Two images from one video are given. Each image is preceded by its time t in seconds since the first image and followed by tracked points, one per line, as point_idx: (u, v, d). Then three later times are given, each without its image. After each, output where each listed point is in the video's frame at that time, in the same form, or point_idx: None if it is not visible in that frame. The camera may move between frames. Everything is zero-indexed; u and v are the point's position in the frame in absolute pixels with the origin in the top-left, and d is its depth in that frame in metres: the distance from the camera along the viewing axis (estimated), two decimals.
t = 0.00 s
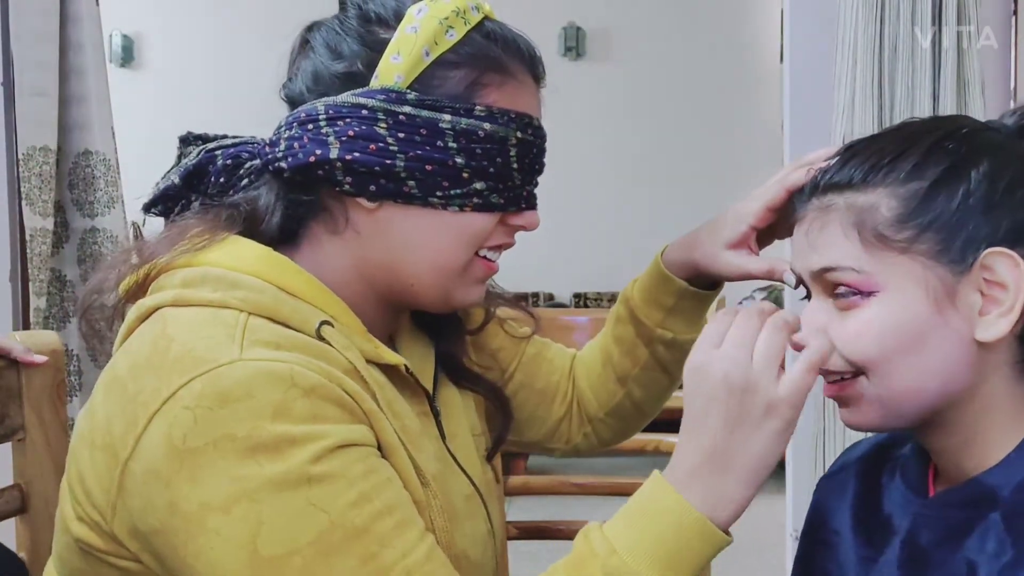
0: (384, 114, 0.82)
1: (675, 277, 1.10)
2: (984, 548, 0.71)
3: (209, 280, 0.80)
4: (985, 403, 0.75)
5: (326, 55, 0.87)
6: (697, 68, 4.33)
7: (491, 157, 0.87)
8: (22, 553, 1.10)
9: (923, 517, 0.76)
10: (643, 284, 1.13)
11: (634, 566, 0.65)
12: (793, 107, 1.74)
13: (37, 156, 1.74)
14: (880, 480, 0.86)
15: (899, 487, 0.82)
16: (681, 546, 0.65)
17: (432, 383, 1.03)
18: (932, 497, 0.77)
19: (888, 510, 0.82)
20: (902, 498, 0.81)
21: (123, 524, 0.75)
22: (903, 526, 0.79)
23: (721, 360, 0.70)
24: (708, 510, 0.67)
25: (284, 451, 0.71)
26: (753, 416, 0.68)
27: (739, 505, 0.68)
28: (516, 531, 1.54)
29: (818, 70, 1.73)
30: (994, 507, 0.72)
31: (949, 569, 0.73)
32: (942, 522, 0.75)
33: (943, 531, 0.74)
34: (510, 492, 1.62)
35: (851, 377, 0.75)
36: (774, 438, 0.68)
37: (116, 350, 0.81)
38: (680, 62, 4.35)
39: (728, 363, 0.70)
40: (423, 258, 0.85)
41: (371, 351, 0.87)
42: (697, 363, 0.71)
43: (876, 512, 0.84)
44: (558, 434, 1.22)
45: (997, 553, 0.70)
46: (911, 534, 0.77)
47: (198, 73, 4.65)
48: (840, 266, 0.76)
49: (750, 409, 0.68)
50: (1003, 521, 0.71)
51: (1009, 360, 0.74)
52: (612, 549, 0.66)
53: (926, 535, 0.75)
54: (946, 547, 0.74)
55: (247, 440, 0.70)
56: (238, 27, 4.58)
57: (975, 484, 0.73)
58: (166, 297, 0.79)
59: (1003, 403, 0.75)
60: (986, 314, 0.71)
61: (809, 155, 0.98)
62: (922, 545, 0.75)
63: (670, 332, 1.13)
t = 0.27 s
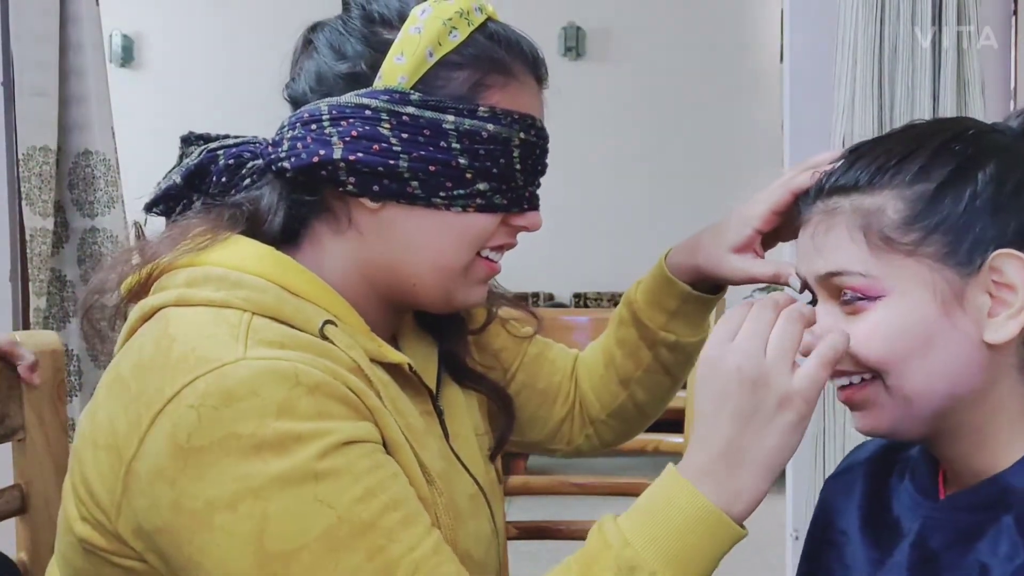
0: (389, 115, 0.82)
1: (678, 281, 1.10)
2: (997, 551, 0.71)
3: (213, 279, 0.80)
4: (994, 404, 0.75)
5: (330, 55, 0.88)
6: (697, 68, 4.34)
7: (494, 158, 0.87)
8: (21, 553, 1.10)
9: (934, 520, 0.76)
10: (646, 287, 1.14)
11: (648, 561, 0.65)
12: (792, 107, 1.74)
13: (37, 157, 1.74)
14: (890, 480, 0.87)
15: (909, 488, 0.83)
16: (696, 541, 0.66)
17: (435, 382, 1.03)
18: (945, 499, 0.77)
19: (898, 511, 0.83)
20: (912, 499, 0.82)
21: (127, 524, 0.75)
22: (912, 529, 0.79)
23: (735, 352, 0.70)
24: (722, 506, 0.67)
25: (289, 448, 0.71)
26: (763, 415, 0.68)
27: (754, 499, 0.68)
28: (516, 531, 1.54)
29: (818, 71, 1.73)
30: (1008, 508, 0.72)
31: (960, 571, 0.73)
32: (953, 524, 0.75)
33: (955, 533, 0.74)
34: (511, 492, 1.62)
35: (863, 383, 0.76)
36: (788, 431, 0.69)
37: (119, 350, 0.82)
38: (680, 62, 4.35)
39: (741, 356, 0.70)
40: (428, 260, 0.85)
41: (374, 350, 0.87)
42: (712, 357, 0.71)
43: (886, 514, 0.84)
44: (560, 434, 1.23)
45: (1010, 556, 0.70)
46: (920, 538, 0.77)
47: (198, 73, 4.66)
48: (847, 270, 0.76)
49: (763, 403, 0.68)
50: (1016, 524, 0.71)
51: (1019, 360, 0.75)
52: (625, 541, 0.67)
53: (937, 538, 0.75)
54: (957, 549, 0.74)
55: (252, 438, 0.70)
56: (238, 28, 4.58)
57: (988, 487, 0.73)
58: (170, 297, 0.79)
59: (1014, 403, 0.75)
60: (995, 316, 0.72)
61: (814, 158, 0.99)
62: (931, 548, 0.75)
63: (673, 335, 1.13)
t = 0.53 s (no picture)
0: (390, 116, 0.81)
1: (681, 285, 1.09)
2: (1011, 554, 0.70)
3: (215, 282, 0.79)
4: (1004, 408, 0.74)
5: (329, 56, 0.87)
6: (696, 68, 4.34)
7: (495, 160, 0.86)
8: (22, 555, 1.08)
9: (945, 523, 0.75)
10: (648, 289, 1.13)
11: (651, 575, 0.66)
12: (793, 106, 1.73)
13: (36, 157, 1.73)
14: (897, 483, 0.87)
15: (919, 490, 0.82)
16: (703, 554, 0.66)
17: (435, 384, 1.03)
18: (957, 504, 0.77)
19: (908, 514, 0.82)
20: (923, 503, 0.81)
21: (127, 527, 0.75)
22: (924, 531, 0.78)
23: (746, 367, 0.69)
24: (727, 522, 0.67)
25: (290, 453, 0.70)
26: (776, 423, 0.67)
27: (760, 513, 0.67)
28: (516, 531, 1.53)
29: (819, 70, 1.72)
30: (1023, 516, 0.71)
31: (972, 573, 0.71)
32: (967, 528, 0.74)
33: (968, 537, 0.73)
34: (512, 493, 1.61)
35: (874, 388, 0.75)
36: (797, 448, 0.67)
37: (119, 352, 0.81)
38: (681, 62, 4.34)
39: (752, 370, 0.69)
40: (431, 262, 0.85)
41: (375, 354, 0.87)
42: (722, 366, 0.70)
43: (899, 519, 0.83)
44: (560, 436, 1.22)
45: None
46: (931, 540, 0.75)
47: (199, 73, 4.65)
48: (855, 275, 0.75)
49: (773, 419, 0.67)
50: None
51: None
52: (626, 556, 0.67)
53: (949, 540, 0.74)
54: (970, 552, 0.72)
55: (254, 442, 0.69)
56: (238, 27, 4.58)
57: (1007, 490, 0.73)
58: (171, 300, 0.79)
59: None
60: (1005, 316, 0.71)
61: (818, 162, 0.98)
62: (942, 550, 0.74)
63: (675, 338, 1.12)
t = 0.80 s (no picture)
0: (390, 117, 0.81)
1: (681, 286, 1.09)
2: (1011, 554, 0.69)
3: (215, 284, 0.79)
4: (1007, 409, 0.74)
5: (332, 57, 0.87)
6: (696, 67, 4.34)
7: (497, 163, 0.86)
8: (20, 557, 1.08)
9: (947, 522, 0.75)
10: (648, 290, 1.12)
11: (656, 567, 0.65)
12: (793, 106, 1.73)
13: (36, 157, 1.73)
14: (898, 483, 0.86)
15: (921, 488, 0.82)
16: (711, 544, 0.65)
17: (436, 385, 1.02)
18: (959, 503, 0.76)
19: (909, 513, 0.82)
20: (924, 501, 0.81)
21: (128, 529, 0.74)
22: (924, 530, 0.77)
23: (748, 350, 0.69)
24: (734, 510, 0.66)
25: (290, 453, 0.70)
26: (781, 405, 0.67)
27: (766, 501, 0.67)
28: (516, 531, 1.52)
29: (819, 70, 1.72)
30: None
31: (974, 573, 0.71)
32: (970, 525, 0.73)
33: (970, 535, 0.73)
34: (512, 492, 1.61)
35: (880, 390, 0.75)
36: (802, 430, 0.67)
37: (119, 354, 0.81)
38: (681, 62, 4.34)
39: (755, 353, 0.68)
40: (432, 263, 0.84)
41: (376, 356, 0.86)
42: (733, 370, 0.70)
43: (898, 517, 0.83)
44: (560, 437, 1.22)
45: None
46: (933, 538, 0.75)
47: (199, 73, 4.64)
48: (854, 276, 0.75)
49: (775, 402, 0.67)
50: None
51: None
52: (631, 545, 0.67)
53: (951, 539, 0.74)
54: (971, 552, 0.72)
55: (254, 443, 0.69)
56: (238, 27, 4.57)
57: (1005, 489, 0.72)
58: (171, 301, 0.78)
59: None
60: (1009, 314, 0.70)
61: (818, 162, 0.98)
62: (945, 549, 0.73)
63: (675, 339, 1.12)
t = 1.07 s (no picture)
0: (393, 119, 0.82)
1: (678, 288, 1.10)
2: (1008, 554, 0.70)
3: (217, 286, 0.80)
4: (1004, 409, 0.74)
5: (334, 58, 0.87)
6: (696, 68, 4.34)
7: (499, 165, 0.87)
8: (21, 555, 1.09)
9: (943, 522, 0.76)
10: (645, 292, 1.13)
11: None
12: (792, 106, 1.73)
13: (37, 157, 1.73)
14: (894, 483, 0.87)
15: (916, 489, 0.83)
16: (717, 556, 0.66)
17: (437, 387, 1.03)
18: (954, 504, 0.77)
19: (904, 513, 0.83)
20: (920, 501, 0.81)
21: (128, 531, 0.75)
22: (921, 530, 0.78)
23: (762, 364, 0.69)
24: (741, 525, 0.67)
25: (290, 457, 0.71)
26: (793, 421, 0.67)
27: (774, 517, 0.68)
28: (516, 531, 1.53)
29: (818, 70, 1.73)
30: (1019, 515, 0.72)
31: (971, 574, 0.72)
32: (965, 527, 0.74)
33: (966, 536, 0.74)
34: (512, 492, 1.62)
35: (877, 392, 0.75)
36: (813, 447, 0.67)
37: (120, 354, 0.81)
38: (680, 63, 4.35)
39: (769, 368, 0.69)
40: (434, 265, 0.85)
41: (378, 358, 0.87)
42: (737, 368, 0.71)
43: (895, 518, 0.84)
44: (560, 440, 1.23)
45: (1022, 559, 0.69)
46: (929, 539, 0.76)
47: (199, 73, 4.64)
48: (853, 279, 0.76)
49: (787, 418, 0.67)
50: None
51: None
52: (637, 556, 0.68)
53: (946, 541, 0.74)
54: (968, 552, 0.73)
55: (254, 446, 0.70)
56: (238, 27, 4.58)
57: (1002, 490, 0.73)
58: (171, 303, 0.79)
59: None
60: (1006, 316, 0.71)
61: (814, 162, 0.98)
62: (940, 551, 0.74)
63: (673, 341, 1.12)
